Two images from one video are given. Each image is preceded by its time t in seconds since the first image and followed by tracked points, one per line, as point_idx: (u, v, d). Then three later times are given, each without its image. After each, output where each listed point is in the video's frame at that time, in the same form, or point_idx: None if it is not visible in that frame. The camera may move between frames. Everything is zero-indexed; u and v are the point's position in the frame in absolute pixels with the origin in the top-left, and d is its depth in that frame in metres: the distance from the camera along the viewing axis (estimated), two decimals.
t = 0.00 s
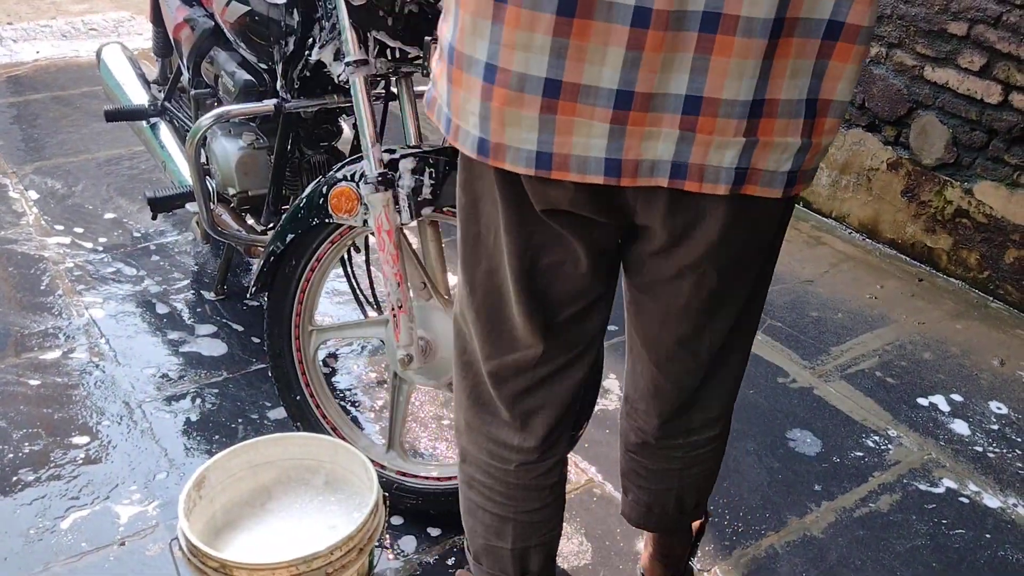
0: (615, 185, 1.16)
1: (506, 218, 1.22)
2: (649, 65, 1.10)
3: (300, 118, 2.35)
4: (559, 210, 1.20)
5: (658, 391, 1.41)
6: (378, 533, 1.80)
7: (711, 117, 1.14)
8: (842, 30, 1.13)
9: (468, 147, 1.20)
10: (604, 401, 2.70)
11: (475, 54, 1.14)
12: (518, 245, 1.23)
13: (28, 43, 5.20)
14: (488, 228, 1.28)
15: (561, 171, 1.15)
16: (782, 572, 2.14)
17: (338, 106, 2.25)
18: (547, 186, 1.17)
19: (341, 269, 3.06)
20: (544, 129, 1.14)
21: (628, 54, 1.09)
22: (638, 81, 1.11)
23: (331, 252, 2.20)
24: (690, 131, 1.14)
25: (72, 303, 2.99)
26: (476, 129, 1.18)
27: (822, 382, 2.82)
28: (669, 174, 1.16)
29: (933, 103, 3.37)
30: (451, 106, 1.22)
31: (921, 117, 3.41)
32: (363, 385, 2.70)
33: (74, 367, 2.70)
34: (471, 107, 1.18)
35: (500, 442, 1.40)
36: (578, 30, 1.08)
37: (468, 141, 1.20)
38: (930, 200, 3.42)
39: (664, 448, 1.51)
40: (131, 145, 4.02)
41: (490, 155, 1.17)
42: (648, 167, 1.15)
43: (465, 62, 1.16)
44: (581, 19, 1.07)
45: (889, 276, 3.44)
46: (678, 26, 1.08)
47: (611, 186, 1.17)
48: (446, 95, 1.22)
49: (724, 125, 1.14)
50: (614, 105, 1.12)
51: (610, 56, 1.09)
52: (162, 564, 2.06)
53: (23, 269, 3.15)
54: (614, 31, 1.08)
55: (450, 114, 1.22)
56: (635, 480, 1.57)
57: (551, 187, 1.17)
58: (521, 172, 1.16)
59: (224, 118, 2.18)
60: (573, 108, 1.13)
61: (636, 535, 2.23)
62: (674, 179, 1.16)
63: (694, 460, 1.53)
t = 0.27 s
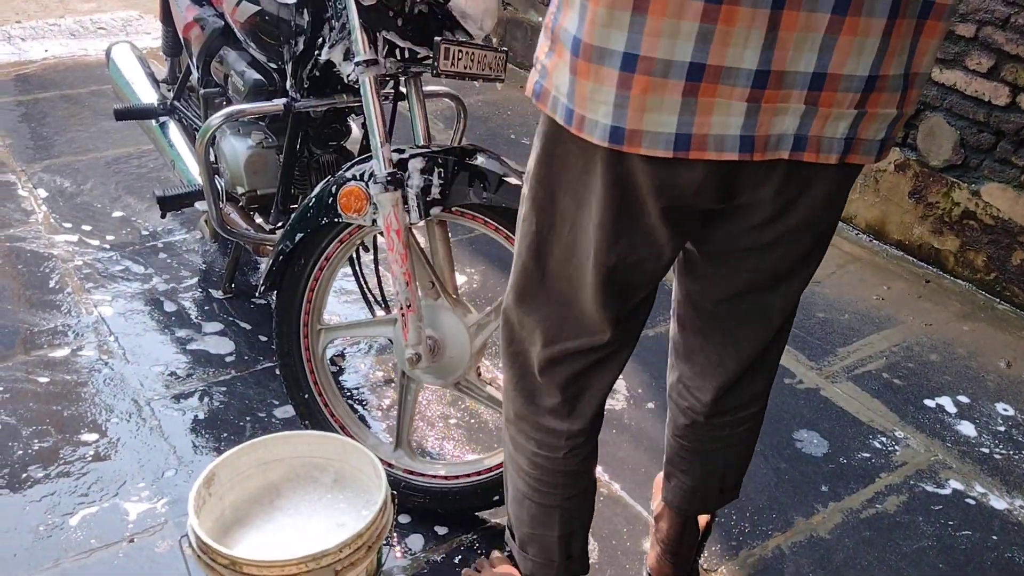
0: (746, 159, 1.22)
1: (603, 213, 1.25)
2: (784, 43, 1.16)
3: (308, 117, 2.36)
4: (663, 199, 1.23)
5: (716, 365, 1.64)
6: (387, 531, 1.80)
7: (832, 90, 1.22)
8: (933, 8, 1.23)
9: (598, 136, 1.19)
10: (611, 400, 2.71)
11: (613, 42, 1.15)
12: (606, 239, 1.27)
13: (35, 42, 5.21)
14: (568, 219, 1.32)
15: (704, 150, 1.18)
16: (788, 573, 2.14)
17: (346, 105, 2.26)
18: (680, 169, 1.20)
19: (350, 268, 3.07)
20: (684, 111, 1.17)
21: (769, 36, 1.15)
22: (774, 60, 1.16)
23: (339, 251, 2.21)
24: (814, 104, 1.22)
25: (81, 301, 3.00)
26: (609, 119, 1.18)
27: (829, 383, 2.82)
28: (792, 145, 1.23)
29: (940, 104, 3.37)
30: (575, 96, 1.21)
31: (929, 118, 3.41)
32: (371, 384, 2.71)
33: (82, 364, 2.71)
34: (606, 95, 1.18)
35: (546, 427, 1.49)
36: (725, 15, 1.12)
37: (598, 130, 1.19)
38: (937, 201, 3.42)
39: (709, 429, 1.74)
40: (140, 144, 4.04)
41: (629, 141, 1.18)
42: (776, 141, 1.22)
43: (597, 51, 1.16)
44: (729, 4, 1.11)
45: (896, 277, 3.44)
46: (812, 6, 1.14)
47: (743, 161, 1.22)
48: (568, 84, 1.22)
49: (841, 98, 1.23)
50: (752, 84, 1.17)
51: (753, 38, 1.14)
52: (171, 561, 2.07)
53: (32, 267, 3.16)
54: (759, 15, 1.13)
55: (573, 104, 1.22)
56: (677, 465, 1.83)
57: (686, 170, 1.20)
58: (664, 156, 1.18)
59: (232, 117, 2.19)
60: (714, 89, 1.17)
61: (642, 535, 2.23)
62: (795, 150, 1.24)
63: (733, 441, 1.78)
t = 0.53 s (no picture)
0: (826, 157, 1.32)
1: (676, 219, 1.30)
2: (861, 41, 1.26)
3: (330, 127, 2.38)
4: (740, 201, 1.30)
5: (747, 372, 1.67)
6: (407, 540, 1.81)
7: (899, 87, 1.33)
8: (975, 10, 1.36)
9: (684, 140, 1.26)
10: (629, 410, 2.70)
11: (702, 47, 1.22)
12: (679, 245, 1.32)
13: (55, 49, 5.26)
14: (628, 229, 1.36)
15: (787, 148, 1.27)
16: None
17: (368, 115, 2.27)
18: (762, 169, 1.28)
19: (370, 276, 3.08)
20: (773, 112, 1.25)
21: (850, 34, 1.25)
22: (854, 57, 1.27)
23: (361, 260, 2.21)
24: (883, 100, 1.33)
25: (102, 306, 3.02)
26: (696, 122, 1.25)
27: (848, 396, 2.81)
28: (862, 140, 1.34)
29: (960, 116, 3.36)
30: (657, 103, 1.27)
31: (948, 130, 3.40)
32: (389, 392, 2.72)
33: (103, 370, 2.73)
34: (693, 99, 1.25)
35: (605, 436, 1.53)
36: (815, 15, 1.21)
37: (683, 134, 1.26)
38: (957, 213, 3.40)
39: (732, 438, 1.76)
40: (158, 151, 4.06)
41: (716, 143, 1.25)
42: (849, 136, 1.33)
43: (685, 56, 1.23)
44: (820, 5, 1.21)
45: (915, 289, 3.42)
46: (885, 4, 1.25)
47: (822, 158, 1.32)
48: (649, 92, 1.28)
49: (907, 94, 1.35)
50: (832, 82, 1.27)
51: (837, 37, 1.24)
52: (191, 567, 2.08)
53: (53, 272, 3.19)
54: (844, 13, 1.23)
55: (655, 112, 1.27)
56: (700, 476, 1.83)
57: (769, 169, 1.28)
58: (750, 155, 1.25)
59: (256, 126, 2.21)
60: (799, 89, 1.26)
61: (661, 546, 2.21)
62: (864, 145, 1.34)
63: (754, 451, 1.80)
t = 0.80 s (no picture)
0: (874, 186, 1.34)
1: (715, 245, 1.32)
2: (905, 68, 1.28)
3: (372, 145, 2.41)
4: (780, 227, 1.32)
5: (788, 398, 1.65)
6: (449, 561, 1.80)
7: (945, 112, 1.35)
8: (1020, 29, 1.36)
9: (726, 174, 1.29)
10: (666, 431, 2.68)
11: (741, 82, 1.25)
12: (719, 270, 1.34)
13: (94, 64, 5.34)
14: (667, 258, 1.38)
15: (832, 178, 1.29)
16: None
17: (411, 134, 2.29)
18: (808, 200, 1.30)
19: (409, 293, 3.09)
20: (818, 144, 1.28)
21: (893, 63, 1.26)
22: (899, 85, 1.28)
23: (403, 277, 2.22)
24: (929, 125, 1.35)
25: (140, 319, 3.05)
26: (738, 156, 1.28)
27: (888, 420, 2.77)
28: (911, 167, 1.35)
29: (1001, 138, 3.33)
30: (697, 138, 1.30)
31: (989, 152, 3.36)
32: (425, 410, 2.72)
33: (142, 383, 2.75)
34: (733, 134, 1.28)
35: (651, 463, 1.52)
36: (856, 47, 1.23)
37: (724, 168, 1.29)
38: (997, 236, 3.36)
39: (774, 464, 1.74)
40: (195, 165, 4.10)
41: (758, 177, 1.28)
42: (897, 163, 1.34)
43: (725, 92, 1.27)
44: (862, 36, 1.22)
45: (955, 312, 3.38)
46: (926, 31, 1.26)
47: (869, 187, 1.34)
48: (688, 127, 1.31)
49: (952, 118, 1.36)
50: (876, 112, 1.28)
51: (880, 67, 1.26)
52: None
53: (93, 284, 3.22)
54: (887, 43, 1.24)
55: (695, 146, 1.30)
56: (741, 501, 1.81)
57: (814, 199, 1.30)
58: (793, 188, 1.28)
59: (301, 145, 2.24)
60: (844, 120, 1.27)
61: (700, 570, 2.18)
62: (912, 171, 1.36)
63: (797, 476, 1.77)
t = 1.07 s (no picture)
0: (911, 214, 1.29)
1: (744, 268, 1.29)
2: (936, 94, 1.26)
3: (439, 160, 2.43)
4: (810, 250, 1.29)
5: (844, 435, 1.54)
6: None
7: (990, 134, 1.31)
8: None
9: (751, 207, 1.26)
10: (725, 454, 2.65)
11: (761, 114, 1.24)
12: (750, 295, 1.30)
13: (153, 74, 5.45)
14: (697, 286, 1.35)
15: (863, 207, 1.26)
16: None
17: (480, 149, 2.31)
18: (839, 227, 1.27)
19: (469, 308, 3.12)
20: (844, 173, 1.25)
21: (922, 88, 1.24)
22: (932, 110, 1.26)
23: (467, 293, 2.23)
24: (972, 149, 1.31)
25: (202, 327, 3.09)
26: (761, 188, 1.25)
27: (953, 449, 2.72)
28: (955, 191, 1.31)
29: None
30: (720, 172, 1.28)
31: None
32: (482, 425, 2.71)
33: (203, 390, 2.79)
34: (757, 166, 1.26)
35: (700, 495, 1.46)
36: (880, 74, 1.21)
37: (749, 201, 1.26)
38: None
39: (833, 503, 1.61)
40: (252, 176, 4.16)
41: (785, 208, 1.25)
42: (938, 189, 1.30)
43: (747, 125, 1.25)
44: (884, 64, 1.20)
45: (1019, 340, 3.31)
46: (959, 53, 1.25)
47: (905, 215, 1.29)
48: (711, 162, 1.29)
49: (999, 140, 1.32)
50: (905, 139, 1.26)
51: (907, 93, 1.24)
52: None
53: (155, 291, 3.28)
54: (912, 68, 1.22)
55: (718, 181, 1.28)
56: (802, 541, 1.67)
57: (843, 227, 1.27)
58: (822, 217, 1.25)
59: (373, 160, 2.26)
60: (872, 148, 1.25)
61: None
62: (957, 196, 1.31)
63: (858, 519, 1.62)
